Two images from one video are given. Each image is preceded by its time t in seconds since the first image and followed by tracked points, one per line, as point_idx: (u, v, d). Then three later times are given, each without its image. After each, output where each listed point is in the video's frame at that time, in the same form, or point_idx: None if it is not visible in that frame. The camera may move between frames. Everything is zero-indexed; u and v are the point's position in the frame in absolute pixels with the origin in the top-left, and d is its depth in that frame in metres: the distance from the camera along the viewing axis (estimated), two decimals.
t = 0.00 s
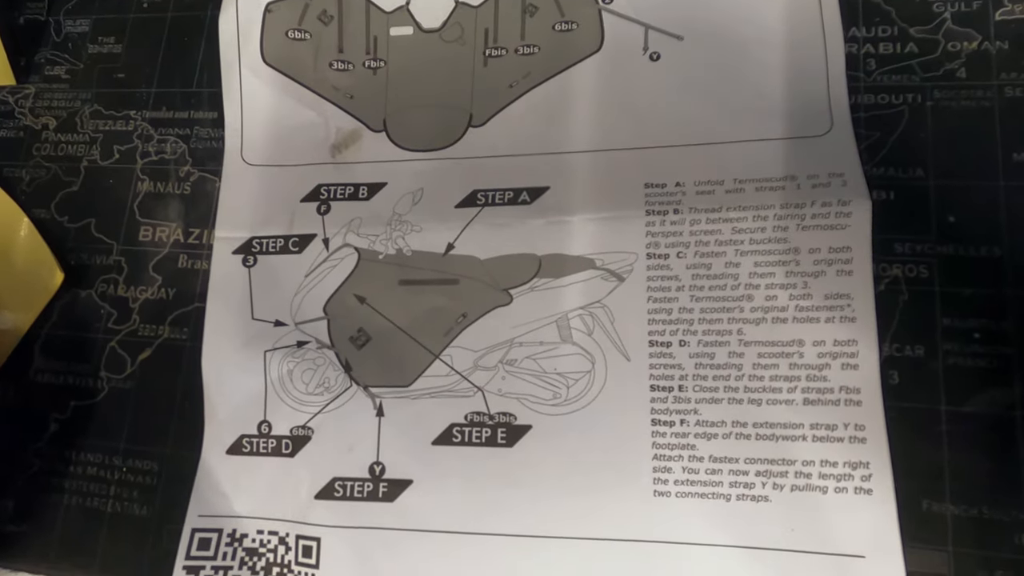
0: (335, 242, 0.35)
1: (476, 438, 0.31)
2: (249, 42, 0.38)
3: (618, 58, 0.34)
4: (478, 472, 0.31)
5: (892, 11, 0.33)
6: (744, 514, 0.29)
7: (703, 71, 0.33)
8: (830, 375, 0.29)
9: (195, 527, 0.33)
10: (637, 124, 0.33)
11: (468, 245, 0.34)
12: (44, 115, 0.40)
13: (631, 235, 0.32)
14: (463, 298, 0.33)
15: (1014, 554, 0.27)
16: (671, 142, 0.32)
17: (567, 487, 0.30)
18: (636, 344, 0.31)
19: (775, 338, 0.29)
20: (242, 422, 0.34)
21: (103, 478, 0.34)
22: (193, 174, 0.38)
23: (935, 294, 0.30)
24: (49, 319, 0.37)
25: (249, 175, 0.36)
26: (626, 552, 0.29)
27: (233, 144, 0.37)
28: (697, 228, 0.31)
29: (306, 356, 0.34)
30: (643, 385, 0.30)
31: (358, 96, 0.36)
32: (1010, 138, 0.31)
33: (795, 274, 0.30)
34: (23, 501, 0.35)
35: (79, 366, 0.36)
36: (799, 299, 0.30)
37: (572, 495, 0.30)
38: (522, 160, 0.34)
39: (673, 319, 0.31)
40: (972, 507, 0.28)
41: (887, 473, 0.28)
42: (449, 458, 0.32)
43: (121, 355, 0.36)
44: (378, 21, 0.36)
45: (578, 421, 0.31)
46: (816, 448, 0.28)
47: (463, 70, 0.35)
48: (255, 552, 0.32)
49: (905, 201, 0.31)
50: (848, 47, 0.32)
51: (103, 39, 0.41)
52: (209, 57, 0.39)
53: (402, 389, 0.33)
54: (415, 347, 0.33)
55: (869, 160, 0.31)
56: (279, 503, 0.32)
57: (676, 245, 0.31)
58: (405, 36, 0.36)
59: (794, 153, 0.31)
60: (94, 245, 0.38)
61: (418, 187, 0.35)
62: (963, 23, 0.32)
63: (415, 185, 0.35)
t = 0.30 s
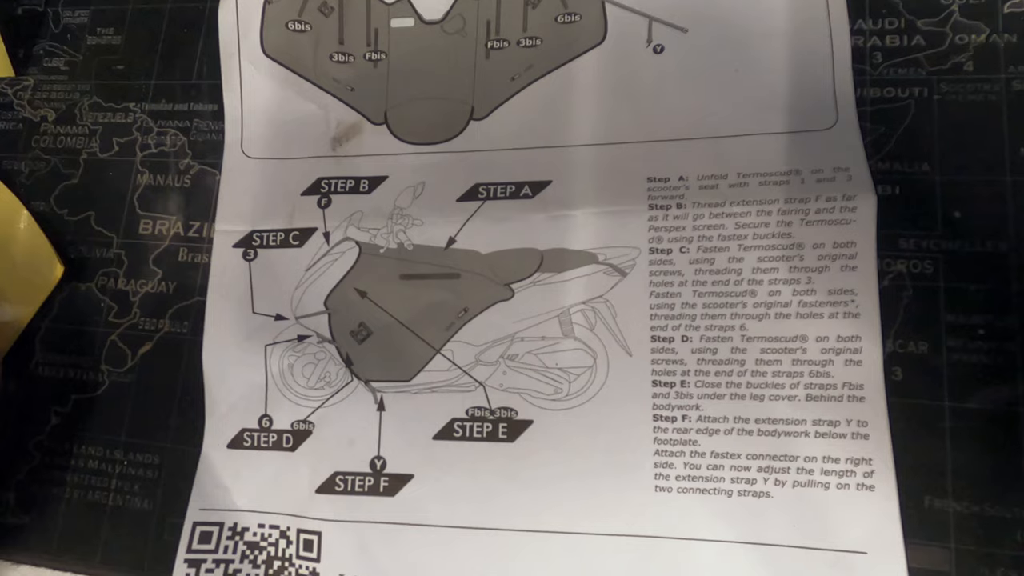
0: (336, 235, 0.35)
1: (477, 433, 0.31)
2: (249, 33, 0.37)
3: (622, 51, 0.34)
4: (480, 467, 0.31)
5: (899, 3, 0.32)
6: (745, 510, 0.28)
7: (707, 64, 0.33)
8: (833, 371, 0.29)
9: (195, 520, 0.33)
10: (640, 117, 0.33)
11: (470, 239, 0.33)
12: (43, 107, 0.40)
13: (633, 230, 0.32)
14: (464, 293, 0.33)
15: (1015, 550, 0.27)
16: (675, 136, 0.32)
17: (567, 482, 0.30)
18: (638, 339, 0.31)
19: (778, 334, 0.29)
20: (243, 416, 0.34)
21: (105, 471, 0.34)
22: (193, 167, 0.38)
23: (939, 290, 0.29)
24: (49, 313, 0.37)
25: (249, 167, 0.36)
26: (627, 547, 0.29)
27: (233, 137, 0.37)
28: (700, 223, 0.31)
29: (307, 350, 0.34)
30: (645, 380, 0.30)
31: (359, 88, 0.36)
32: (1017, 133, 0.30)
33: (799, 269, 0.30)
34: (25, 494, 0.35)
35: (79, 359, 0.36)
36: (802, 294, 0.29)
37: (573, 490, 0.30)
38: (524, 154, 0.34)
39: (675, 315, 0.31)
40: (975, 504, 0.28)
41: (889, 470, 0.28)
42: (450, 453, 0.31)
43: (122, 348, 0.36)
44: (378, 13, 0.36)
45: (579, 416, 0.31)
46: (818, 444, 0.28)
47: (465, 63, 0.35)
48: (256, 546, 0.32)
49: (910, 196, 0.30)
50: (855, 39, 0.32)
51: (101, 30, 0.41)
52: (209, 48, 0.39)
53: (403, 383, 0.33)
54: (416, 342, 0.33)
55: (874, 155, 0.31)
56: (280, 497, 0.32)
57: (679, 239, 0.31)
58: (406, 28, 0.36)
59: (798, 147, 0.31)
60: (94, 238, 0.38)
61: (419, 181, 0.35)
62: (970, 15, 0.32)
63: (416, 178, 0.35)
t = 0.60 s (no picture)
0: (335, 233, 0.35)
1: (477, 432, 0.31)
2: (247, 29, 0.37)
3: (623, 47, 0.33)
4: (479, 466, 0.31)
5: None
6: (745, 509, 0.28)
7: (708, 61, 0.32)
8: (834, 370, 0.28)
9: (194, 518, 0.33)
10: (640, 115, 0.32)
11: (469, 236, 0.33)
12: (40, 103, 0.40)
13: (634, 228, 0.32)
14: (463, 290, 0.33)
15: (1015, 550, 0.27)
16: (675, 134, 0.32)
17: (567, 481, 0.30)
18: (638, 338, 0.31)
19: (778, 333, 0.29)
20: (241, 414, 0.33)
21: (103, 469, 0.34)
22: (191, 164, 0.37)
23: (940, 289, 0.29)
24: (48, 310, 0.37)
25: (248, 164, 0.36)
26: (626, 546, 0.29)
27: (231, 134, 0.37)
28: (700, 221, 0.31)
29: (306, 348, 0.34)
30: (645, 379, 0.30)
31: (358, 85, 0.36)
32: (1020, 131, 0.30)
33: (799, 268, 0.29)
34: (24, 491, 0.35)
35: (78, 357, 0.36)
36: (802, 293, 0.29)
37: (572, 489, 0.30)
38: (524, 151, 0.33)
39: (675, 313, 0.30)
40: (975, 503, 0.28)
41: (890, 469, 0.27)
42: (449, 452, 0.31)
43: (121, 346, 0.36)
44: (377, 9, 0.36)
45: (579, 415, 0.31)
46: (818, 444, 0.28)
47: (464, 59, 0.35)
48: (254, 544, 0.32)
49: (912, 194, 0.30)
50: (857, 36, 0.32)
51: (99, 26, 0.40)
52: (207, 44, 0.39)
53: (402, 382, 0.32)
54: (415, 340, 0.33)
55: (876, 153, 0.31)
56: (279, 495, 0.32)
57: (679, 238, 0.31)
58: (405, 24, 0.35)
59: (798, 145, 0.31)
60: (92, 235, 0.38)
61: (419, 178, 0.34)
62: (973, 12, 0.31)
63: (415, 176, 0.34)
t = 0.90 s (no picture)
0: (336, 226, 0.35)
1: (477, 425, 0.31)
2: (249, 23, 0.37)
3: (625, 42, 0.33)
4: (479, 459, 0.31)
5: None
6: (745, 503, 0.28)
7: (710, 56, 0.32)
8: (834, 365, 0.29)
9: (195, 511, 0.33)
10: (641, 109, 0.32)
11: (470, 230, 0.33)
12: (42, 96, 0.40)
13: (635, 223, 0.32)
14: (464, 284, 0.33)
15: (1014, 544, 0.27)
16: (677, 129, 0.32)
17: (567, 474, 0.30)
18: (639, 332, 0.31)
19: (779, 327, 0.29)
20: (242, 407, 0.34)
21: (104, 462, 0.34)
22: (193, 158, 0.37)
23: (941, 284, 0.29)
24: (48, 303, 0.37)
25: (249, 158, 0.36)
26: (626, 539, 0.29)
27: (233, 127, 0.37)
28: (701, 216, 0.31)
29: (307, 341, 0.34)
30: (645, 373, 0.30)
31: (360, 79, 0.36)
32: (1020, 127, 0.30)
33: (800, 263, 0.30)
34: (24, 484, 0.35)
35: (79, 349, 0.36)
36: (803, 288, 0.29)
37: (573, 482, 0.30)
38: (525, 146, 0.33)
39: (676, 307, 0.30)
40: (975, 497, 0.28)
41: (890, 463, 0.28)
42: (449, 445, 0.31)
43: (121, 339, 0.36)
44: (379, 3, 0.36)
45: (579, 408, 0.31)
46: (818, 438, 0.28)
47: (466, 54, 0.35)
48: (255, 537, 0.32)
49: (913, 189, 0.30)
50: (859, 32, 0.32)
51: (100, 20, 0.40)
52: (208, 38, 0.39)
53: (403, 375, 0.33)
54: (416, 333, 0.33)
55: (877, 148, 0.31)
56: (279, 488, 0.32)
57: (680, 232, 0.31)
58: (407, 18, 0.35)
59: (799, 140, 0.31)
60: (93, 228, 0.38)
61: (420, 172, 0.34)
62: (975, 8, 0.31)
63: (417, 170, 0.35)
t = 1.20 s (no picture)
0: (336, 225, 0.35)
1: (477, 424, 0.31)
2: (249, 20, 0.37)
3: (625, 40, 0.33)
4: (480, 457, 0.31)
5: None
6: (744, 502, 0.28)
7: (711, 55, 0.32)
8: (835, 363, 0.28)
9: (194, 510, 0.32)
10: (642, 108, 0.32)
11: (471, 229, 0.33)
12: (41, 94, 0.40)
13: (635, 221, 0.32)
14: (464, 283, 0.33)
15: (1014, 543, 0.27)
16: (677, 127, 0.32)
17: (567, 473, 0.30)
18: (639, 331, 0.31)
19: (779, 326, 0.29)
20: (241, 405, 0.33)
21: (103, 460, 0.34)
22: (192, 156, 0.37)
23: (941, 283, 0.29)
24: (48, 301, 0.37)
25: (249, 156, 0.36)
26: (626, 538, 0.29)
27: (233, 125, 0.37)
28: (702, 214, 0.31)
29: (306, 339, 0.34)
30: (645, 372, 0.30)
31: (360, 77, 0.36)
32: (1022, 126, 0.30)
33: (801, 261, 0.29)
34: (23, 482, 0.35)
35: (78, 347, 0.36)
36: (804, 286, 0.29)
37: (573, 480, 0.30)
38: (526, 144, 0.33)
39: (676, 306, 0.30)
40: (975, 497, 0.28)
41: (891, 462, 0.27)
42: (449, 443, 0.31)
43: (121, 337, 0.36)
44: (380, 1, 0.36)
45: (579, 407, 0.31)
46: (819, 436, 0.28)
47: (466, 52, 0.35)
48: (254, 535, 0.32)
49: (914, 188, 0.30)
50: (859, 31, 0.32)
51: (100, 18, 0.40)
52: (208, 36, 0.39)
53: (403, 374, 0.32)
54: (416, 331, 0.33)
55: (878, 146, 0.31)
56: (279, 487, 0.32)
57: (681, 230, 0.31)
58: (407, 16, 0.35)
59: (800, 138, 0.31)
60: (93, 226, 0.37)
61: (420, 170, 0.34)
62: (976, 7, 0.31)
63: (417, 168, 0.35)
